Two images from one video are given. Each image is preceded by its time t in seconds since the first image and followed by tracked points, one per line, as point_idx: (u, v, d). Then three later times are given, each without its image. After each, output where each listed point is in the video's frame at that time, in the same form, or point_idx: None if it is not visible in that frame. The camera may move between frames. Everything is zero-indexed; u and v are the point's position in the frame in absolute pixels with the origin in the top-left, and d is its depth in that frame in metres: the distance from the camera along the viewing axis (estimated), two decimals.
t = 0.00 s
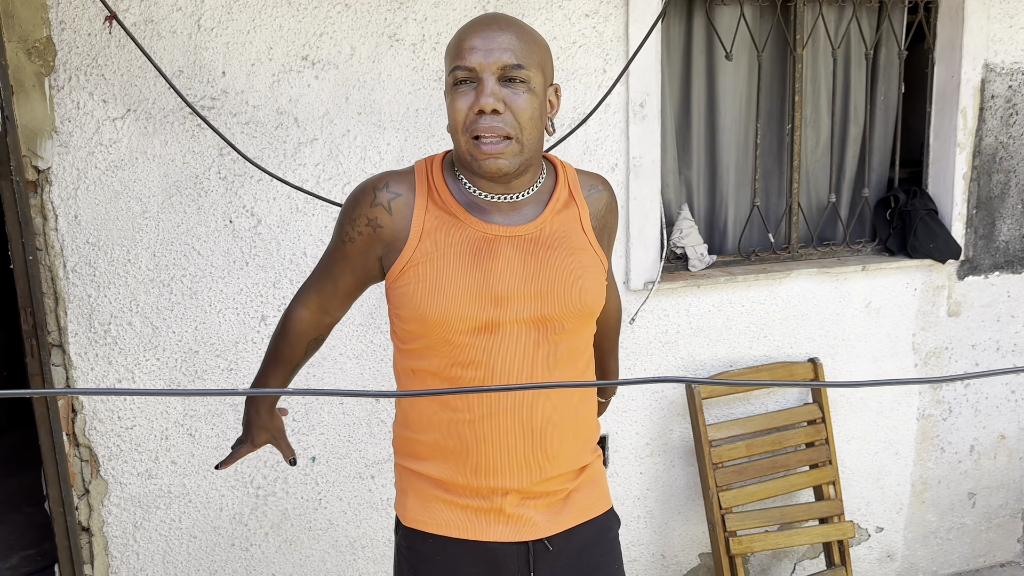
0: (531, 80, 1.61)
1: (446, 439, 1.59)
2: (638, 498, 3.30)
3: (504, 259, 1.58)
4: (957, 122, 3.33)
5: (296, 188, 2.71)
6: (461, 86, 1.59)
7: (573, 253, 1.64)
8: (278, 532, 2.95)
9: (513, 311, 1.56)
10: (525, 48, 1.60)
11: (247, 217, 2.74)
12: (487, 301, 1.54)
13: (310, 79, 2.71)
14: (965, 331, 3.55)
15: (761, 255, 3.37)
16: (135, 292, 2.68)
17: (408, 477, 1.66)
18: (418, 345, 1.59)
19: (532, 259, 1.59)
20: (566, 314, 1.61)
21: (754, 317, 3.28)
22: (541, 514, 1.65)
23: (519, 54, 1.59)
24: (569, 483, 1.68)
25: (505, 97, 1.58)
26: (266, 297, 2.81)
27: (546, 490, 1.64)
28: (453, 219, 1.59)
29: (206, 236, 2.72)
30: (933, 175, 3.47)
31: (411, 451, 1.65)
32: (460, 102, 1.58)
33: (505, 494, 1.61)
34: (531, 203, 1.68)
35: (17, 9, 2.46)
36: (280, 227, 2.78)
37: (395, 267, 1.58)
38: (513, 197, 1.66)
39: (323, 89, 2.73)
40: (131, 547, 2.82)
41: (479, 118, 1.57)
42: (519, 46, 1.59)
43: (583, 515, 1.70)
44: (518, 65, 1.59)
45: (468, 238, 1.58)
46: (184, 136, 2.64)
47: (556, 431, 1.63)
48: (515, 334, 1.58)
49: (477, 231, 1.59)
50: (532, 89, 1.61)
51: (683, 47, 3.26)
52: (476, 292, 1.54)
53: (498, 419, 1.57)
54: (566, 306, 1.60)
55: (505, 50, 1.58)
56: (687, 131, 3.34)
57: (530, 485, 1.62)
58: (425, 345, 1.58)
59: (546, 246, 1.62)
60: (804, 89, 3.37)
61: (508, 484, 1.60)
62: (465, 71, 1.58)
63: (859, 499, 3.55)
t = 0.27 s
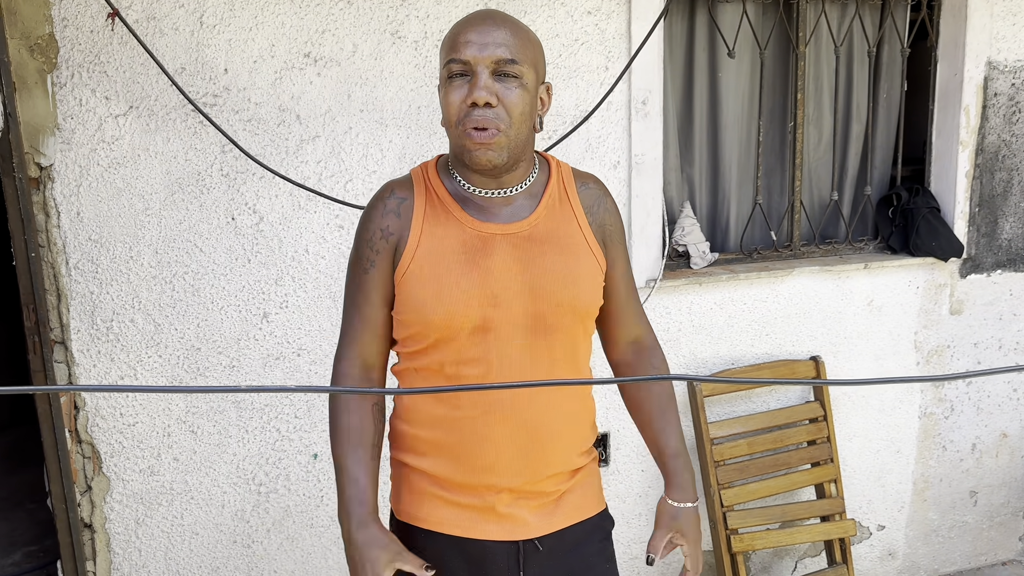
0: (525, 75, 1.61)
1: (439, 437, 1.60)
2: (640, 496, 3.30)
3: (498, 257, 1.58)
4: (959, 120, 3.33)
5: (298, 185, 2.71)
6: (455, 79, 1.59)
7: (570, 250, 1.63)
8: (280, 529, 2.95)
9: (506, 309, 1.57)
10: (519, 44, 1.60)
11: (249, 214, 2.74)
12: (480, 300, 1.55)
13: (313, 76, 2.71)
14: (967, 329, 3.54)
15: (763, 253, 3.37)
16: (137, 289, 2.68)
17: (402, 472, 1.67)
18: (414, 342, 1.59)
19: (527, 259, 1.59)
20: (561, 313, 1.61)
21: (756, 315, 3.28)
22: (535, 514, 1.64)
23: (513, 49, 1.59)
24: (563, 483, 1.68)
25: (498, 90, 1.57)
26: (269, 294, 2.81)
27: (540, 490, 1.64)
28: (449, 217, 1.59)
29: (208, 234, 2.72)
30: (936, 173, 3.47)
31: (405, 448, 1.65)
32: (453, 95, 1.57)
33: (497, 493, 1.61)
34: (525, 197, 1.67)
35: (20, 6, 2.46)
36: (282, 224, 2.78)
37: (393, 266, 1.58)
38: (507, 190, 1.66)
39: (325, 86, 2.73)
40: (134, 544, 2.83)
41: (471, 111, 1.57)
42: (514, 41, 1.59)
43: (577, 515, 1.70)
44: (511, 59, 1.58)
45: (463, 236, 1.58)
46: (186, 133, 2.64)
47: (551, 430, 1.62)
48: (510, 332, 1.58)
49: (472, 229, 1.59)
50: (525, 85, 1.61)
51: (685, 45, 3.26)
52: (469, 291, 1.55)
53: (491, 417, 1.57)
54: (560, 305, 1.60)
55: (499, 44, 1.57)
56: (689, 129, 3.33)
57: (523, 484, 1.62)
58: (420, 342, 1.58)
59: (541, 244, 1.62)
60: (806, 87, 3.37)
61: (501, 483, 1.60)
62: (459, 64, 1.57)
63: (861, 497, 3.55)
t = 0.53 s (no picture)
0: (533, 90, 1.59)
1: (431, 430, 1.61)
2: (641, 493, 3.30)
3: (491, 248, 1.58)
4: (961, 118, 3.33)
5: (299, 182, 2.71)
6: (464, 100, 1.56)
7: (566, 243, 1.62)
8: (282, 525, 2.95)
9: (499, 299, 1.57)
10: (526, 57, 1.57)
11: (250, 211, 2.74)
12: (470, 291, 1.56)
13: (314, 73, 2.71)
14: (969, 327, 3.54)
15: (765, 250, 3.37)
16: (138, 286, 2.68)
17: (399, 467, 1.68)
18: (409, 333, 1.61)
19: (518, 251, 1.59)
20: (553, 308, 1.59)
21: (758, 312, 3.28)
22: (529, 510, 1.63)
23: (521, 64, 1.56)
24: (560, 480, 1.66)
25: (511, 112, 1.56)
26: (270, 291, 2.81)
27: (533, 487, 1.62)
28: (445, 206, 1.61)
29: (209, 230, 2.72)
30: (937, 170, 3.46)
31: (401, 441, 1.66)
32: (464, 117, 1.56)
33: (488, 488, 1.60)
34: (527, 194, 1.66)
35: (21, 2, 2.46)
36: (283, 221, 2.78)
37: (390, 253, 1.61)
38: (506, 190, 1.63)
39: (326, 83, 2.72)
40: (135, 540, 2.83)
41: (485, 135, 1.56)
42: (522, 55, 1.57)
43: (575, 515, 1.67)
44: (523, 78, 1.57)
45: (457, 226, 1.60)
46: (187, 129, 2.64)
47: (544, 427, 1.61)
48: (503, 323, 1.58)
49: (467, 219, 1.60)
50: (533, 98, 1.60)
51: (687, 42, 3.25)
52: (459, 282, 1.55)
53: (482, 408, 1.58)
54: (552, 300, 1.59)
55: (511, 64, 1.55)
56: (691, 126, 3.33)
57: (514, 479, 1.61)
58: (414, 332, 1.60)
59: (536, 236, 1.62)
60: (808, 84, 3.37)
61: (493, 476, 1.60)
62: (470, 86, 1.55)
63: (861, 495, 3.55)
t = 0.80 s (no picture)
0: (545, 87, 1.60)
1: (430, 431, 1.61)
2: (641, 490, 3.30)
3: (491, 249, 1.58)
4: (963, 116, 3.32)
5: (300, 179, 2.70)
6: (479, 94, 1.55)
7: (567, 244, 1.62)
8: (282, 522, 2.95)
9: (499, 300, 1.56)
10: (539, 53, 1.58)
11: (250, 207, 2.74)
12: (470, 292, 1.56)
13: (314, 69, 2.70)
14: (969, 325, 3.54)
15: (766, 248, 3.37)
16: (138, 282, 2.68)
17: (398, 469, 1.68)
18: (409, 335, 1.60)
19: (519, 253, 1.59)
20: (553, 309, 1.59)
21: (758, 310, 3.28)
22: (528, 513, 1.63)
23: (534, 60, 1.57)
24: (559, 483, 1.66)
25: (526, 108, 1.56)
26: (270, 287, 2.80)
27: (532, 489, 1.62)
28: (444, 208, 1.61)
29: (209, 227, 2.71)
30: (938, 168, 3.46)
31: (400, 444, 1.66)
32: (479, 111, 1.55)
33: (487, 491, 1.60)
34: (530, 195, 1.65)
35: None
36: (284, 218, 2.77)
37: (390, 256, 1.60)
38: (510, 190, 1.63)
39: (327, 79, 2.72)
40: (135, 536, 2.83)
41: (500, 131, 1.55)
42: (535, 52, 1.57)
43: (574, 517, 1.67)
44: (537, 74, 1.57)
45: (457, 227, 1.59)
46: (188, 126, 2.63)
47: (544, 429, 1.61)
48: (504, 324, 1.58)
49: (468, 220, 1.60)
50: (545, 95, 1.60)
51: (688, 40, 3.25)
52: (459, 284, 1.55)
53: (482, 410, 1.58)
54: (553, 301, 1.58)
55: (524, 59, 1.55)
56: (692, 124, 3.32)
57: (514, 482, 1.61)
58: (414, 335, 1.60)
59: (537, 236, 1.61)
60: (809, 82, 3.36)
61: (493, 479, 1.60)
62: (485, 81, 1.54)
63: (862, 493, 3.55)
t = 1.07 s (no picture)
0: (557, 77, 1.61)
1: (437, 427, 1.61)
2: (641, 489, 3.30)
3: (495, 239, 1.58)
4: (964, 115, 3.32)
5: (300, 177, 2.70)
6: (497, 78, 1.55)
7: (570, 234, 1.62)
8: (282, 520, 2.95)
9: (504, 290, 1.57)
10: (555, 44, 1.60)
11: (251, 205, 2.74)
12: (476, 282, 1.55)
13: (315, 67, 2.70)
14: (970, 324, 3.54)
15: (767, 246, 3.37)
16: (139, 280, 2.68)
17: (403, 468, 1.67)
18: (414, 326, 1.60)
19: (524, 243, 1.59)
20: (558, 297, 1.59)
21: (759, 308, 3.28)
22: (536, 508, 1.62)
23: (551, 52, 1.58)
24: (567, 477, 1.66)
25: (543, 96, 1.57)
26: (271, 285, 2.81)
27: (540, 484, 1.62)
28: (448, 198, 1.60)
29: (210, 225, 2.71)
30: (939, 167, 3.46)
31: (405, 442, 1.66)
32: (499, 96, 1.54)
33: (494, 484, 1.61)
34: (529, 186, 1.66)
35: None
36: (285, 216, 2.77)
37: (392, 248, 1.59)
38: (511, 180, 1.64)
39: (328, 77, 2.72)
40: (136, 534, 2.83)
41: (519, 116, 1.55)
42: (552, 41, 1.59)
43: (582, 513, 1.67)
44: (553, 64, 1.59)
45: (461, 217, 1.59)
46: (188, 123, 2.63)
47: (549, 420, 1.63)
48: (508, 314, 1.58)
49: (471, 211, 1.60)
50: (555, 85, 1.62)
51: (690, 38, 3.25)
52: (464, 273, 1.55)
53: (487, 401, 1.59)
54: (558, 290, 1.59)
55: (544, 49, 1.56)
56: (693, 122, 3.32)
57: (522, 475, 1.61)
58: (419, 325, 1.59)
59: (541, 226, 1.61)
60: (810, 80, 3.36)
61: (500, 471, 1.61)
62: (508, 66, 1.53)
63: (862, 492, 3.55)
